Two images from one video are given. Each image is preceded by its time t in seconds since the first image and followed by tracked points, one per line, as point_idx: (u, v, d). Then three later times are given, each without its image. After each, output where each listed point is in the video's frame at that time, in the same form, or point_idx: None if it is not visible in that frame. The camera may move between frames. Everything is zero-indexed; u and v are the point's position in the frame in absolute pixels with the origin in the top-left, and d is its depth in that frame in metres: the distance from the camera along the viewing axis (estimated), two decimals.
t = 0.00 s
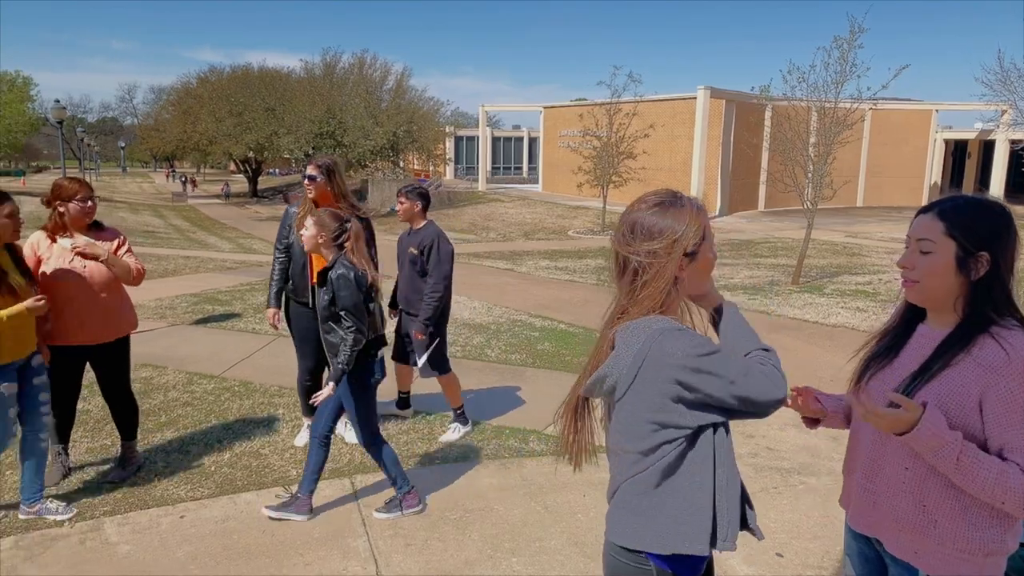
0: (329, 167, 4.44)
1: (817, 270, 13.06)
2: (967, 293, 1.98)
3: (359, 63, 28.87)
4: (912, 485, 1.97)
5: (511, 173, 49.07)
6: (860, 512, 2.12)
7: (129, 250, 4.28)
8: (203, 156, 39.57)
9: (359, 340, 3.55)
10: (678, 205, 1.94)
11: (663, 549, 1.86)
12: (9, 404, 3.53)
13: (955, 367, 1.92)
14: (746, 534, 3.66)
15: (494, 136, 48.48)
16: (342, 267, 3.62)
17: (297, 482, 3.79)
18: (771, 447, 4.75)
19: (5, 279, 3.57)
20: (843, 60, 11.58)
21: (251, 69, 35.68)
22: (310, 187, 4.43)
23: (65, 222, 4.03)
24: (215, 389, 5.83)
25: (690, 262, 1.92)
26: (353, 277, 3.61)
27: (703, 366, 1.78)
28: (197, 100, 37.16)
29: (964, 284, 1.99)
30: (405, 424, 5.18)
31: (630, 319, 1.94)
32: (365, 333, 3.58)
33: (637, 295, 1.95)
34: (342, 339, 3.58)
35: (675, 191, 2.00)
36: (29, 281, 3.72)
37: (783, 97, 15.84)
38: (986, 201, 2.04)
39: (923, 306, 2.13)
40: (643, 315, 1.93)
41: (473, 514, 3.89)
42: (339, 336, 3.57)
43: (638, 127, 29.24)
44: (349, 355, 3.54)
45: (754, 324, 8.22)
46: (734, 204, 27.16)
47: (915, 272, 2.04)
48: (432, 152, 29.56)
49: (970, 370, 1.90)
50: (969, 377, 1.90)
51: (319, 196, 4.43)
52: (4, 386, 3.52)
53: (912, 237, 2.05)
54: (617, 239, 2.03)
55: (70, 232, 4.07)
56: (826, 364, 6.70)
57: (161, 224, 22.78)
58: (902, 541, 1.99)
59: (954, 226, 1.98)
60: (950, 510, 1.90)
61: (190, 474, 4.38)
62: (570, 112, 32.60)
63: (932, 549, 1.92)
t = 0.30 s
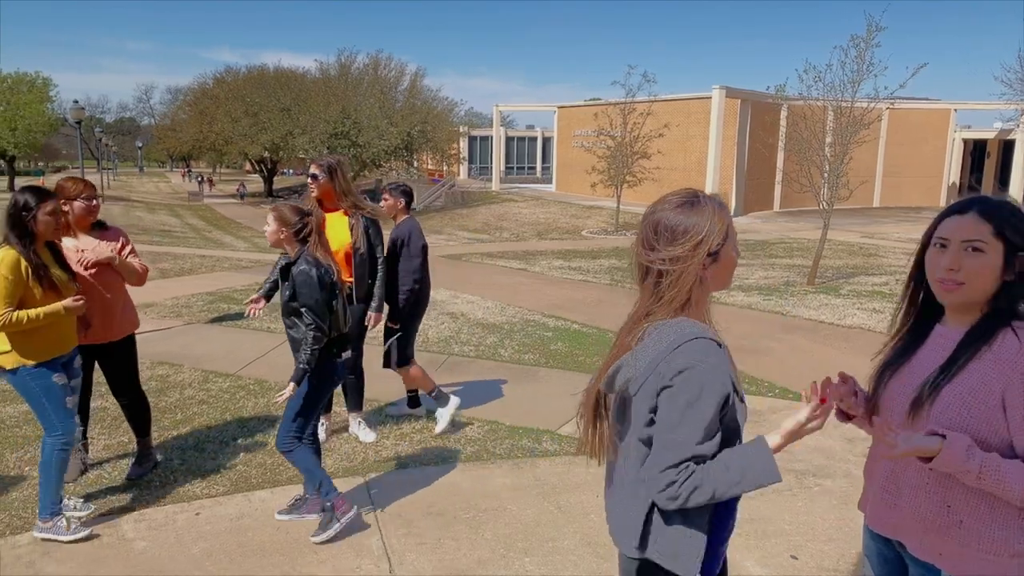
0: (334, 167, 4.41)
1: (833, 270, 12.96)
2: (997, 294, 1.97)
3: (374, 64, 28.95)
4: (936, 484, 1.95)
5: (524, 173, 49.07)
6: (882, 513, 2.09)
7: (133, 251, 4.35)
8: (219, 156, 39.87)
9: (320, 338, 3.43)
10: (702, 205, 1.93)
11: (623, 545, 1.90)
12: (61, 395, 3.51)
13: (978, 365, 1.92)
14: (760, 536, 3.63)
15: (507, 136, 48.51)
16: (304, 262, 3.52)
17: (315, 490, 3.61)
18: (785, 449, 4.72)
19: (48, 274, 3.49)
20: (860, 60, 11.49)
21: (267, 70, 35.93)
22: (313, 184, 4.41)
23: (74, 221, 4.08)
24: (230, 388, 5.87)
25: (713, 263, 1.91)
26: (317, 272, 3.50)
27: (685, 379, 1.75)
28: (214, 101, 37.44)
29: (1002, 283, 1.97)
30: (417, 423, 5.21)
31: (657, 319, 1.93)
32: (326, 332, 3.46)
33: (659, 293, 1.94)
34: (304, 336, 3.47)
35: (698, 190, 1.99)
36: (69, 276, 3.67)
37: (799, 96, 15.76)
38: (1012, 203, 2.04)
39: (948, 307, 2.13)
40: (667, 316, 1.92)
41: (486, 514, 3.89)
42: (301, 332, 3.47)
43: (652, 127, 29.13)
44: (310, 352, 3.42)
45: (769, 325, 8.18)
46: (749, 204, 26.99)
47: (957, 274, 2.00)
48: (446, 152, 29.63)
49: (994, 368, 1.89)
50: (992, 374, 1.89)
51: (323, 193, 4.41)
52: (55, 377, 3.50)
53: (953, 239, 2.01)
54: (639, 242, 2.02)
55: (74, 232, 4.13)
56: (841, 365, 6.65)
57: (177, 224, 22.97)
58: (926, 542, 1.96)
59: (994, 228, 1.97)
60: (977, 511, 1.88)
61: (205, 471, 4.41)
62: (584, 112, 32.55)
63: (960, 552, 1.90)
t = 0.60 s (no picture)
0: (334, 166, 4.37)
1: (843, 271, 12.88)
2: (1011, 290, 1.99)
3: (384, 64, 28.99)
4: (967, 486, 1.94)
5: (533, 173, 49.04)
6: (908, 520, 2.06)
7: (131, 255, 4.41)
8: (229, 156, 40.06)
9: (290, 344, 3.28)
10: (721, 204, 1.92)
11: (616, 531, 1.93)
12: (85, 401, 3.54)
13: (998, 361, 1.93)
14: (771, 537, 3.62)
15: (517, 136, 48.49)
16: (281, 263, 3.34)
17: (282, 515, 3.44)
18: (796, 450, 4.69)
19: (71, 274, 3.52)
20: (871, 59, 11.43)
21: (277, 70, 36.07)
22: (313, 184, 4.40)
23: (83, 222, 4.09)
24: (241, 387, 5.90)
25: (728, 261, 1.90)
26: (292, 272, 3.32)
27: (680, 379, 1.75)
28: (225, 100, 37.63)
29: (1016, 280, 2.00)
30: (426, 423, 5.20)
31: (666, 315, 1.93)
32: (298, 337, 3.30)
33: (669, 288, 1.95)
34: (275, 338, 3.33)
35: (723, 189, 1.98)
36: (89, 275, 3.70)
37: (810, 96, 15.67)
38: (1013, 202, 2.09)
39: (957, 306, 2.13)
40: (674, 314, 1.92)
41: (495, 513, 3.90)
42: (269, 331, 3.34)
43: (662, 126, 29.06)
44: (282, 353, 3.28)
45: (779, 326, 8.14)
46: (760, 204, 26.86)
47: (976, 271, 2.01)
48: (455, 152, 29.65)
49: (1016, 363, 1.91)
50: (1016, 371, 1.91)
51: (323, 193, 4.40)
52: (81, 383, 3.52)
53: (968, 235, 2.03)
54: (656, 236, 2.03)
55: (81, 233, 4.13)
56: (852, 366, 6.61)
57: (188, 223, 23.08)
58: (959, 545, 1.95)
59: (1006, 224, 2.00)
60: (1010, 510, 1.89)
61: (217, 469, 4.44)
62: (594, 112, 32.49)
63: (995, 550, 1.90)
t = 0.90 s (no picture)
0: (336, 167, 4.35)
1: (857, 271, 12.80)
2: (1017, 290, 1.99)
3: (396, 64, 29.06)
4: (985, 487, 1.92)
5: (545, 173, 49.04)
6: (927, 521, 2.04)
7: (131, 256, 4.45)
8: (242, 155, 40.32)
9: (280, 346, 3.28)
10: (732, 205, 1.92)
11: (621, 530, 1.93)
12: (101, 399, 3.57)
13: (1008, 360, 1.92)
14: (783, 539, 3.60)
15: (529, 136, 48.51)
16: (276, 264, 3.34)
17: (290, 514, 3.45)
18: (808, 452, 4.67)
19: (90, 272, 3.54)
20: (886, 58, 11.35)
21: (290, 70, 36.26)
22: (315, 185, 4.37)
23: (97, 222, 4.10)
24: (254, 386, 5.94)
25: (736, 260, 1.89)
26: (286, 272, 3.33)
27: (684, 378, 1.74)
28: (238, 100, 37.84)
29: None
30: (437, 423, 5.21)
31: (676, 315, 1.93)
32: (288, 339, 3.29)
33: (678, 287, 1.95)
34: (266, 340, 3.33)
35: (740, 191, 1.97)
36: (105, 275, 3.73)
37: (824, 96, 15.58)
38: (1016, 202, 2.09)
39: (965, 306, 2.12)
40: (682, 314, 1.92)
41: (506, 513, 3.90)
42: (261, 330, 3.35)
43: (675, 126, 28.98)
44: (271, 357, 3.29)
45: (792, 326, 8.10)
46: (773, 204, 26.73)
47: (982, 270, 2.01)
48: (467, 152, 29.71)
49: None
50: None
51: (324, 194, 4.37)
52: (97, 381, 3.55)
53: (973, 235, 2.03)
54: (672, 238, 2.04)
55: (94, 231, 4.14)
56: (865, 367, 6.58)
57: (203, 223, 23.24)
58: (978, 547, 1.93)
59: (1010, 223, 2.00)
60: None
61: (230, 467, 4.47)
62: (606, 112, 32.44)
63: (1014, 552, 1.88)
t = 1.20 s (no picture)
0: (348, 168, 4.35)
1: (872, 272, 12.72)
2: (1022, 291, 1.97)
3: (409, 64, 29.13)
4: (996, 489, 1.90)
5: (557, 173, 49.02)
6: (940, 525, 2.03)
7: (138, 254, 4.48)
8: (256, 155, 40.57)
9: (274, 347, 3.28)
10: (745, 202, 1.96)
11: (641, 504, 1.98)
12: (107, 396, 3.60)
13: (1015, 362, 1.90)
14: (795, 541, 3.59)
15: (541, 136, 48.51)
16: (272, 265, 3.36)
17: (301, 514, 3.47)
18: (822, 453, 4.64)
19: (96, 272, 3.57)
20: (901, 57, 11.27)
21: (303, 71, 36.43)
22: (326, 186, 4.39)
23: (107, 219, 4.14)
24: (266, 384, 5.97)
25: (735, 258, 1.92)
26: (280, 273, 3.34)
27: (679, 368, 1.78)
28: (251, 101, 38.05)
29: None
30: (449, 422, 5.22)
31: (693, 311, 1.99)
32: (282, 341, 3.30)
33: (699, 283, 2.02)
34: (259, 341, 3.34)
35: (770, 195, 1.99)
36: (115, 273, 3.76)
37: (838, 95, 15.49)
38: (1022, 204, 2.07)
39: (973, 309, 2.10)
40: (699, 308, 1.97)
41: (518, 512, 3.90)
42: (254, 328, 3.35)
43: (687, 126, 28.88)
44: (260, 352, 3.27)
45: (806, 327, 8.06)
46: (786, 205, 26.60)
47: (987, 269, 1.99)
48: (479, 152, 29.76)
49: None
50: None
51: (336, 196, 4.39)
52: (103, 376, 3.58)
53: (977, 235, 2.02)
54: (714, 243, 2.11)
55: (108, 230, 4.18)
56: (878, 368, 6.54)
57: (217, 222, 23.40)
58: (994, 552, 1.90)
59: (1012, 222, 1.99)
60: None
61: (244, 465, 4.49)
62: (619, 112, 32.37)
63: None
